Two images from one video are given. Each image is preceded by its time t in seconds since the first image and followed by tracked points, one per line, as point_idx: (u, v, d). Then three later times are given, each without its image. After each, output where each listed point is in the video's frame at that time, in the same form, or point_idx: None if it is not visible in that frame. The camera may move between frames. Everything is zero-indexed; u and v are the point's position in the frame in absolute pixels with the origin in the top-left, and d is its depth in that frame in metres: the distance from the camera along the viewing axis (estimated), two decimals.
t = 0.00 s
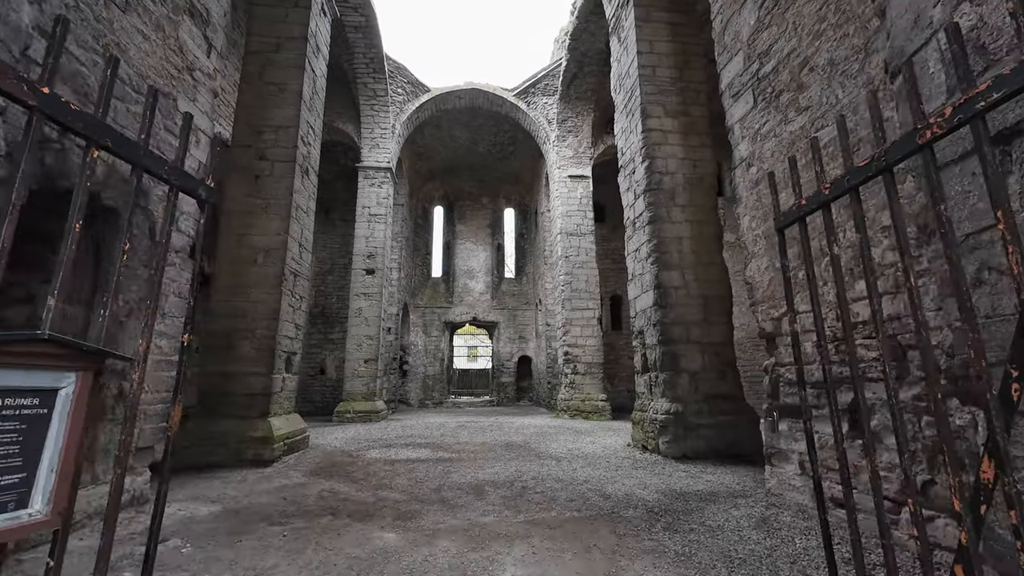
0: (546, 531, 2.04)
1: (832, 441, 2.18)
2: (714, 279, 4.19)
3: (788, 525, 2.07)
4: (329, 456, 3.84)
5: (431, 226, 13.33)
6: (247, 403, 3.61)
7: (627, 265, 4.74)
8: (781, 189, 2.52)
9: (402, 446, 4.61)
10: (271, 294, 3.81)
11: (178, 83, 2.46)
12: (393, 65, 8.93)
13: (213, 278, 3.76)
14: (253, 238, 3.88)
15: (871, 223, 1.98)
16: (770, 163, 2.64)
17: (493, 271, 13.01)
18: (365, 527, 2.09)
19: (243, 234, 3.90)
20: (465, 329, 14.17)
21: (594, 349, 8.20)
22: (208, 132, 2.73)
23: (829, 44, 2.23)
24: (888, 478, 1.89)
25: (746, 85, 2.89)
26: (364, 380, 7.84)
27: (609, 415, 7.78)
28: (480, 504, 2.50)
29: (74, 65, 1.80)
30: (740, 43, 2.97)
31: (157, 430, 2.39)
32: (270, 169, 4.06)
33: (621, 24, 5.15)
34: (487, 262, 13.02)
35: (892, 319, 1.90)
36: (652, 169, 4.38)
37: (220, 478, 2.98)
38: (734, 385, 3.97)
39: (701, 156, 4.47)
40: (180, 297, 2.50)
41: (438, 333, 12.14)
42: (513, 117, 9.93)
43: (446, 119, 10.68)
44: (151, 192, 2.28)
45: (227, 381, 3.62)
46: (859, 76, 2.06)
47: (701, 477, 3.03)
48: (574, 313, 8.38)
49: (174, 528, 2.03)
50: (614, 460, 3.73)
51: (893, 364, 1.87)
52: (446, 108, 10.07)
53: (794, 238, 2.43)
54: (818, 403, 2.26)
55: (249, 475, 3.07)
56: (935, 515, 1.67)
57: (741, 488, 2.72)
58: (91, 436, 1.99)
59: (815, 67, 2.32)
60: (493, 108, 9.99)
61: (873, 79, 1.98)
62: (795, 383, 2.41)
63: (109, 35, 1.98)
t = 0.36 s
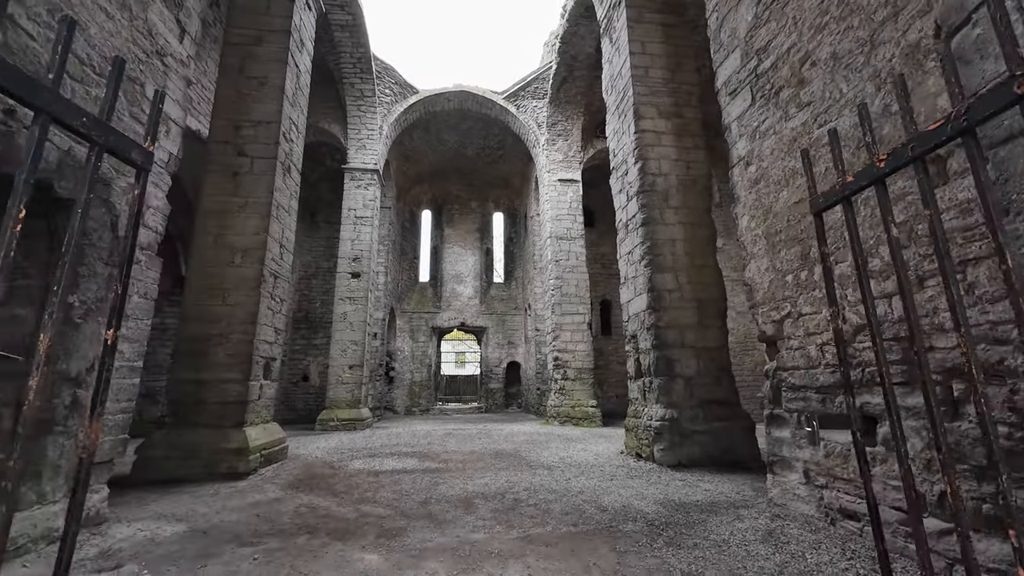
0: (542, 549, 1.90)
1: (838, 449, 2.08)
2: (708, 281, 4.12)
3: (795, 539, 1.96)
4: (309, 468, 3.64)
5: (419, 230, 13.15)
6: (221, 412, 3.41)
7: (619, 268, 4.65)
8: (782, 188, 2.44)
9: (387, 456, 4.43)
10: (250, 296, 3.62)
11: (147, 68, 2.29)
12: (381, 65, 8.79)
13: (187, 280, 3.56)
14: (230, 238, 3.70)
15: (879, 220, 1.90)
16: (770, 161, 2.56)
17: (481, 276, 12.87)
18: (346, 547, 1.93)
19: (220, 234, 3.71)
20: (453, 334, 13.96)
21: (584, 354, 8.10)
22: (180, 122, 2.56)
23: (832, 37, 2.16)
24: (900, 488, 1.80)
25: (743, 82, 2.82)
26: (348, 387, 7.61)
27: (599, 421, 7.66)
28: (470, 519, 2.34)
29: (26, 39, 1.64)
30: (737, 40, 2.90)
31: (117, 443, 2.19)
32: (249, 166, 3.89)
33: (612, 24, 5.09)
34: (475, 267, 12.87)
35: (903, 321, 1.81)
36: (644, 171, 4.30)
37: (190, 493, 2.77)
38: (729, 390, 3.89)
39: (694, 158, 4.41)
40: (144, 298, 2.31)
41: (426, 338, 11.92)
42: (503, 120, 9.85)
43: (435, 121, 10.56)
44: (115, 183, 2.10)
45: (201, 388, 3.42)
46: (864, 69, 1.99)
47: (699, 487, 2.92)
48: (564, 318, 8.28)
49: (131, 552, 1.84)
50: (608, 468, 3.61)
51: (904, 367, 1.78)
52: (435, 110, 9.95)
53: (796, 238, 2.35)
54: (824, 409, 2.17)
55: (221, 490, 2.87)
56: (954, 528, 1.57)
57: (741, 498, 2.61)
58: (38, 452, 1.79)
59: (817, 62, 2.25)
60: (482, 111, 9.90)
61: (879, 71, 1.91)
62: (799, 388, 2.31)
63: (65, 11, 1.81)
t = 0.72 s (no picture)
0: None
1: (850, 462, 1.97)
2: (704, 287, 4.04)
3: (808, 559, 1.84)
4: (290, 483, 3.45)
5: (409, 235, 12.99)
6: (196, 424, 3.22)
7: (614, 273, 4.55)
8: (786, 190, 2.36)
9: (373, 469, 4.25)
10: (230, 302, 3.44)
11: (114, 58, 2.14)
12: (371, 68, 8.68)
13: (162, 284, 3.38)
14: (209, 241, 3.53)
15: (891, 222, 1.81)
16: (772, 162, 2.48)
17: (472, 282, 12.72)
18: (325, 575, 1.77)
19: (199, 236, 3.55)
20: (444, 341, 13.77)
21: (577, 361, 7.98)
22: (152, 116, 2.40)
23: (838, 34, 2.09)
24: (919, 505, 1.68)
25: (743, 82, 2.75)
26: (335, 396, 7.39)
27: (592, 429, 7.53)
28: (460, 540, 2.19)
29: None
30: (736, 40, 2.83)
31: (77, 461, 2.01)
32: (230, 166, 3.73)
33: (606, 28, 5.04)
34: (466, 273, 12.73)
35: (920, 327, 1.71)
36: (640, 175, 4.22)
37: (157, 514, 2.58)
38: (727, 399, 3.79)
39: (689, 162, 4.34)
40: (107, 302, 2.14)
41: (416, 346, 11.72)
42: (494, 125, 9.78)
43: (426, 126, 10.45)
44: (75, 179, 1.93)
45: (174, 400, 3.23)
46: (873, 65, 1.91)
47: (700, 501, 2.80)
48: (557, 325, 8.16)
49: None
50: (604, 481, 3.48)
51: (922, 376, 1.68)
52: (426, 115, 9.84)
53: (801, 242, 2.26)
54: (833, 421, 2.06)
55: (193, 510, 2.68)
56: (980, 550, 1.46)
57: (745, 513, 2.49)
58: None
59: (822, 59, 2.17)
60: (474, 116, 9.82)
61: (889, 67, 1.83)
62: (806, 398, 2.21)
63: None
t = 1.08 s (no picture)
0: None
1: (861, 473, 1.84)
2: (701, 289, 3.93)
3: None
4: (267, 497, 3.26)
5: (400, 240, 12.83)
6: (166, 434, 3.03)
7: (608, 275, 4.42)
8: (788, 183, 2.25)
9: (357, 480, 4.06)
10: (205, 304, 3.27)
11: (72, 38, 1.99)
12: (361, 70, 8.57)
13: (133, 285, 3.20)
14: (184, 240, 3.36)
15: (903, 215, 1.70)
16: (773, 155, 2.37)
17: (464, 287, 12.57)
18: None
19: (173, 235, 3.37)
20: (435, 348, 13.56)
21: (570, 367, 7.84)
22: (117, 103, 2.24)
23: (842, 19, 2.00)
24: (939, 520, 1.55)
25: (741, 75, 2.65)
26: (322, 404, 7.17)
27: (586, 437, 7.37)
28: (443, 558, 2.03)
29: None
30: (733, 32, 2.74)
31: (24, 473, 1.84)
32: (208, 162, 3.56)
33: (599, 27, 4.96)
34: (458, 278, 12.56)
35: (937, 326, 1.59)
36: (634, 174, 4.12)
37: (118, 532, 2.39)
38: (724, 405, 3.67)
39: (684, 162, 4.25)
40: (60, 301, 1.97)
41: (406, 352, 11.51)
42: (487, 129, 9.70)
43: (417, 129, 10.34)
44: (22, 166, 1.77)
45: (144, 407, 3.04)
46: (881, 50, 1.81)
47: (699, 513, 2.65)
48: (550, 330, 8.02)
49: None
50: (599, 491, 3.32)
51: (941, 378, 1.57)
52: (417, 118, 9.73)
53: (805, 239, 2.15)
54: (842, 428, 1.94)
55: (158, 527, 2.50)
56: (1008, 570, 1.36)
57: (748, 527, 2.35)
58: None
59: (825, 47, 2.07)
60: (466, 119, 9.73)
61: (899, 50, 1.74)
62: (812, 403, 2.08)
63: None
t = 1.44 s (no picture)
0: None
1: (875, 493, 1.71)
2: (699, 296, 3.82)
3: None
4: (245, 515, 3.09)
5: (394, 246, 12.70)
6: (138, 448, 2.87)
7: (603, 282, 4.30)
8: (792, 185, 2.14)
9: (343, 494, 3.89)
10: (182, 311, 3.12)
11: (31, 26, 1.87)
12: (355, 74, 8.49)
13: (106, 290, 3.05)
14: (162, 245, 3.22)
15: (918, 216, 1.59)
16: (775, 155, 2.26)
17: (459, 294, 12.42)
18: None
19: (151, 238, 3.23)
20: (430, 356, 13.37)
21: (565, 375, 7.70)
22: (82, 98, 2.12)
23: (848, 13, 1.90)
24: (964, 547, 1.42)
25: (740, 74, 2.56)
26: (311, 414, 6.99)
27: (582, 447, 7.21)
28: None
29: None
30: (731, 30, 2.66)
31: None
32: (189, 164, 3.43)
33: (594, 30, 4.89)
34: (453, 285, 12.42)
35: (958, 335, 1.48)
36: (630, 178, 4.02)
37: (79, 556, 2.23)
38: (724, 416, 3.55)
39: (681, 166, 4.15)
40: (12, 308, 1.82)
41: (400, 360, 11.33)
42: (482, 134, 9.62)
43: (411, 134, 10.26)
44: None
45: (115, 421, 2.88)
46: (890, 43, 1.72)
47: (700, 532, 2.51)
48: (545, 338, 7.89)
49: None
50: (595, 507, 3.18)
51: (962, 393, 1.45)
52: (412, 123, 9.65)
53: (810, 243, 2.04)
54: (853, 444, 1.81)
55: (123, 550, 2.33)
56: None
57: (753, 549, 2.21)
58: None
59: (830, 42, 1.98)
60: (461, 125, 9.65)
61: (910, 42, 1.64)
62: (820, 417, 1.96)
63: None
